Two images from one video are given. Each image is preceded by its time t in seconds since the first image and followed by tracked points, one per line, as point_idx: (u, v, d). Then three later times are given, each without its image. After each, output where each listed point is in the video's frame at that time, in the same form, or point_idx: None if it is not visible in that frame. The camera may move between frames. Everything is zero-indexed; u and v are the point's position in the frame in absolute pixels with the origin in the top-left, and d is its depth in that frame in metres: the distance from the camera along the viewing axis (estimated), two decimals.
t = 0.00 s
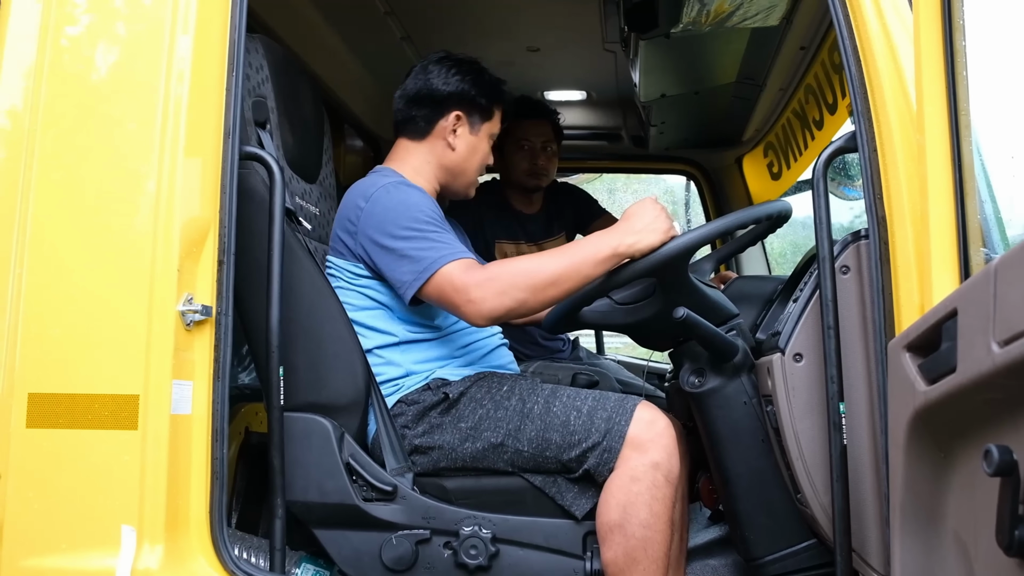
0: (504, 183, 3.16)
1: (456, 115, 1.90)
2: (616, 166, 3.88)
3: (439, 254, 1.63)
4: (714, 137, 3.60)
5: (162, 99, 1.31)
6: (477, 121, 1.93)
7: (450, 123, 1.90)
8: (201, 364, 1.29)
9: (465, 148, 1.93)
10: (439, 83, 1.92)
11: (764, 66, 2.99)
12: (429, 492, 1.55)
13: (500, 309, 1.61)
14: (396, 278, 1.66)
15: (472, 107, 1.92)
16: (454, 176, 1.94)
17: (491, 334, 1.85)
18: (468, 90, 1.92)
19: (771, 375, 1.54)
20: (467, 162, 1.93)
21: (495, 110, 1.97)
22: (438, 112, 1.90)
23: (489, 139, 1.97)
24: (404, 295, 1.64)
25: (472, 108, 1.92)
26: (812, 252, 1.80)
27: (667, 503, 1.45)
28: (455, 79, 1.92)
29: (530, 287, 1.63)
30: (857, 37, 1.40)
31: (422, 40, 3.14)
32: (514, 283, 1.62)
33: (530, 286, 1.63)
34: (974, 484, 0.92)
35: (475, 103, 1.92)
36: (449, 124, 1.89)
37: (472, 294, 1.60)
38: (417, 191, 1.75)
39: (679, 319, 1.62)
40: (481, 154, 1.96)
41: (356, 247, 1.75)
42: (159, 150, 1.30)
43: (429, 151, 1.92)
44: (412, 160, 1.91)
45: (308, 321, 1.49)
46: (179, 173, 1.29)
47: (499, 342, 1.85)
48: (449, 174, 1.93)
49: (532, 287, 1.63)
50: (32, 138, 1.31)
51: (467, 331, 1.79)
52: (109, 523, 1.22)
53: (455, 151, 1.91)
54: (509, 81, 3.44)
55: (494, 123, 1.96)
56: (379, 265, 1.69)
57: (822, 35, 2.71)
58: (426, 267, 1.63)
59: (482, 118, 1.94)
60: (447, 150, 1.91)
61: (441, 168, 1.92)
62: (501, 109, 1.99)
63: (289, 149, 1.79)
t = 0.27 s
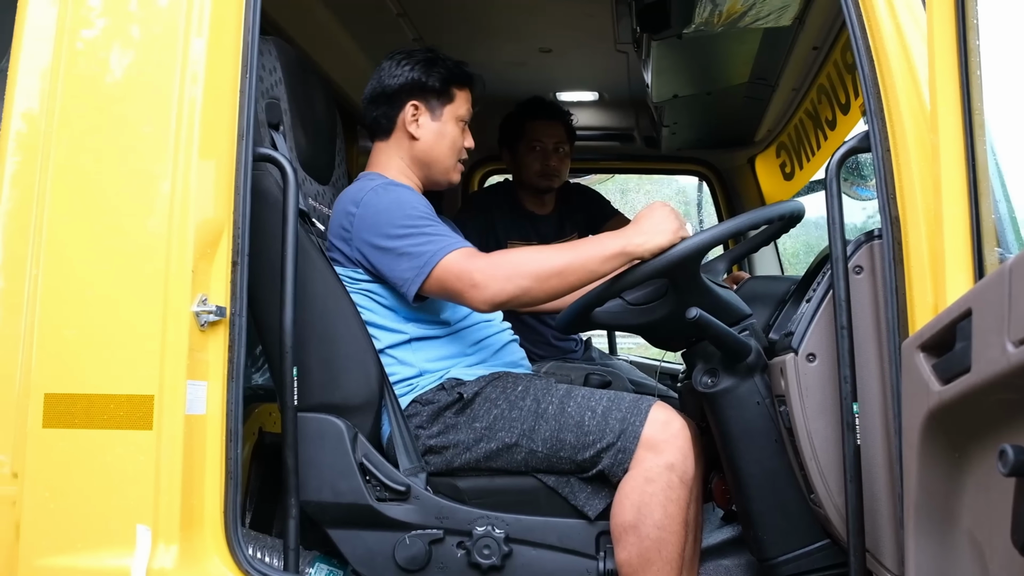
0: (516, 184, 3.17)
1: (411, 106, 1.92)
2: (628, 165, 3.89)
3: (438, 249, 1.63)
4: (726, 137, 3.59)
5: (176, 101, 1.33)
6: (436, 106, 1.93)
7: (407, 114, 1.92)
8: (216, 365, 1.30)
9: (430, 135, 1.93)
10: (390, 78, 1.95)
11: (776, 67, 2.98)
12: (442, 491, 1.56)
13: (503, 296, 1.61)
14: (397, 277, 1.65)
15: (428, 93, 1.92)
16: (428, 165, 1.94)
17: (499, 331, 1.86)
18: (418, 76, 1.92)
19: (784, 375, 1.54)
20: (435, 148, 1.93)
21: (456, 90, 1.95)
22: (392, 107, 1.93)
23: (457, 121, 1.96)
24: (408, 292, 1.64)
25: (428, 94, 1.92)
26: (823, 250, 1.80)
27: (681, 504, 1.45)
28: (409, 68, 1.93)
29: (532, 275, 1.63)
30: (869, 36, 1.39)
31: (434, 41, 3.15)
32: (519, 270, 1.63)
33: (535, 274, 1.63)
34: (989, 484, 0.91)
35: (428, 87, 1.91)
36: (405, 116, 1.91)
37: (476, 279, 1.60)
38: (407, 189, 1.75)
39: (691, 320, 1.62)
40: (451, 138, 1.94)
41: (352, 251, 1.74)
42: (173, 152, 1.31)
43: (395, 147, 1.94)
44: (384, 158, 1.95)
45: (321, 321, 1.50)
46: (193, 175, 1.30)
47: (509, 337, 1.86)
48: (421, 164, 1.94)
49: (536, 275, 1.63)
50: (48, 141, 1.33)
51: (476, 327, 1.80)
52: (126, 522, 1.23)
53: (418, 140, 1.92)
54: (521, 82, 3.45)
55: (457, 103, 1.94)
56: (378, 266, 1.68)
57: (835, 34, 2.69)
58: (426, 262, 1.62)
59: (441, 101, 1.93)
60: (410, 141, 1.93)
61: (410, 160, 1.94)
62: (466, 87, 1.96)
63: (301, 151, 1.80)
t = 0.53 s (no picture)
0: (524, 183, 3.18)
1: (405, 102, 1.93)
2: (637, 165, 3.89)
3: (436, 242, 1.61)
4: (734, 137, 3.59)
5: (187, 102, 1.34)
6: (429, 97, 1.93)
7: (403, 111, 1.93)
8: (227, 364, 1.31)
9: (429, 128, 1.93)
10: (381, 78, 1.97)
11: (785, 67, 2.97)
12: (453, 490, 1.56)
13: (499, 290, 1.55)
14: (396, 271, 1.63)
15: (418, 86, 1.93)
16: (434, 156, 1.93)
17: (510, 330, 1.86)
18: (406, 71, 1.94)
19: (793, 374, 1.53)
20: (439, 139, 1.92)
21: (447, 77, 1.94)
22: (386, 107, 1.96)
23: (456, 108, 1.94)
24: (405, 286, 1.61)
25: (418, 87, 1.93)
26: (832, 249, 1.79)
27: (690, 503, 1.45)
28: (397, 66, 1.95)
29: (523, 265, 1.57)
30: (879, 34, 1.39)
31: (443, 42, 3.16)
32: (511, 261, 1.57)
33: (527, 265, 1.57)
34: (1000, 483, 0.91)
35: (417, 80, 1.92)
36: (402, 113, 1.92)
37: (468, 274, 1.55)
38: (416, 187, 1.74)
39: (701, 319, 1.62)
40: (451, 126, 1.93)
41: (362, 249, 1.74)
42: (184, 153, 1.32)
43: (400, 146, 1.96)
44: (390, 158, 1.98)
45: (330, 321, 1.50)
46: (203, 176, 1.31)
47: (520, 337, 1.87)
48: (428, 157, 1.94)
49: (529, 265, 1.57)
50: (60, 142, 1.34)
51: (486, 327, 1.80)
52: (138, 521, 1.25)
53: (419, 134, 1.93)
54: (530, 82, 3.45)
55: (449, 90, 1.93)
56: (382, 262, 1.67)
57: (845, 33, 2.69)
58: (423, 256, 1.60)
59: (433, 91, 1.93)
60: (411, 137, 1.94)
61: (417, 154, 1.94)
62: (457, 73, 1.96)
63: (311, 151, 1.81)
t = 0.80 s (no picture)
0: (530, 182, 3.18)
1: (410, 99, 1.93)
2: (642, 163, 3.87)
3: (444, 240, 1.61)
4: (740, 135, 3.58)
5: (191, 101, 1.34)
6: (435, 99, 1.93)
7: (406, 108, 1.93)
8: (232, 363, 1.31)
9: (429, 129, 1.93)
10: (396, 70, 1.97)
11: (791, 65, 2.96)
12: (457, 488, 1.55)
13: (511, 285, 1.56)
14: (405, 271, 1.63)
15: (427, 87, 1.93)
16: (427, 158, 1.94)
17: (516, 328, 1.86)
18: (420, 69, 1.93)
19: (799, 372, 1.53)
20: (435, 141, 1.92)
21: (458, 84, 1.93)
22: (393, 100, 1.96)
23: (459, 115, 1.94)
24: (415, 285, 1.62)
25: (426, 87, 1.93)
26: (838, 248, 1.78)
27: (696, 501, 1.45)
28: (413, 60, 1.94)
29: (536, 261, 1.57)
30: (884, 31, 1.38)
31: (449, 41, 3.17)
32: (523, 257, 1.57)
33: (541, 261, 1.57)
34: (1005, 480, 0.91)
35: (428, 80, 1.92)
36: (404, 110, 1.93)
37: (481, 270, 1.56)
38: (417, 184, 1.74)
39: (706, 317, 1.62)
40: (451, 132, 1.93)
41: (367, 248, 1.74)
42: (188, 152, 1.32)
43: (399, 141, 1.97)
44: (389, 153, 1.99)
45: (336, 320, 1.51)
46: (208, 174, 1.31)
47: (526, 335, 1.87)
48: (422, 158, 1.94)
49: (542, 261, 1.57)
50: (66, 142, 1.35)
51: (492, 325, 1.80)
52: (144, 518, 1.25)
53: (417, 133, 1.93)
54: (535, 81, 3.45)
55: (457, 97, 1.93)
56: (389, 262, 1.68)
57: (851, 31, 2.68)
58: (432, 255, 1.60)
59: (440, 95, 1.92)
60: (410, 135, 1.94)
61: (412, 154, 1.95)
62: (470, 81, 1.94)
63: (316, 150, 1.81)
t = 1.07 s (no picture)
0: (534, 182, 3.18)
1: (422, 101, 1.93)
2: (647, 163, 3.85)
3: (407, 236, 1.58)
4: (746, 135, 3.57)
5: (196, 102, 1.34)
6: (446, 106, 1.93)
7: (415, 109, 1.93)
8: (236, 362, 1.32)
9: (435, 134, 1.93)
10: (411, 69, 1.97)
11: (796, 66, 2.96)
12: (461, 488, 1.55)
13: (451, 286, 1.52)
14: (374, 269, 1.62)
15: (439, 92, 1.93)
16: (430, 163, 1.94)
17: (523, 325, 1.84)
18: (435, 73, 1.93)
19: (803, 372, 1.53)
20: (438, 146, 1.93)
21: (470, 95, 1.94)
22: (405, 99, 1.96)
23: (467, 124, 1.94)
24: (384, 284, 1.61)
25: (439, 92, 1.93)
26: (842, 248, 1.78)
27: (701, 501, 1.45)
28: (430, 64, 1.95)
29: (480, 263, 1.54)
30: (889, 29, 1.38)
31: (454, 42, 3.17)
32: (466, 260, 1.54)
33: (480, 265, 1.54)
34: (1008, 480, 0.90)
35: (441, 86, 1.92)
36: (414, 111, 1.93)
37: (417, 272, 1.53)
38: (395, 183, 1.73)
39: (709, 317, 1.63)
40: (457, 140, 1.94)
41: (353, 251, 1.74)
42: (193, 153, 1.33)
43: (405, 140, 1.97)
44: (394, 151, 1.99)
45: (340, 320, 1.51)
46: (212, 175, 1.32)
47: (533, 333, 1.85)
48: (425, 161, 1.94)
49: (484, 264, 1.55)
50: (72, 143, 1.36)
51: (498, 323, 1.79)
52: (149, 517, 1.26)
53: (423, 136, 1.93)
54: (540, 82, 3.46)
55: (468, 107, 1.93)
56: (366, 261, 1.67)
57: (855, 30, 2.67)
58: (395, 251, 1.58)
59: (451, 102, 1.93)
60: (416, 137, 1.94)
61: (415, 156, 1.95)
62: (483, 94, 1.95)
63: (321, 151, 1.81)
